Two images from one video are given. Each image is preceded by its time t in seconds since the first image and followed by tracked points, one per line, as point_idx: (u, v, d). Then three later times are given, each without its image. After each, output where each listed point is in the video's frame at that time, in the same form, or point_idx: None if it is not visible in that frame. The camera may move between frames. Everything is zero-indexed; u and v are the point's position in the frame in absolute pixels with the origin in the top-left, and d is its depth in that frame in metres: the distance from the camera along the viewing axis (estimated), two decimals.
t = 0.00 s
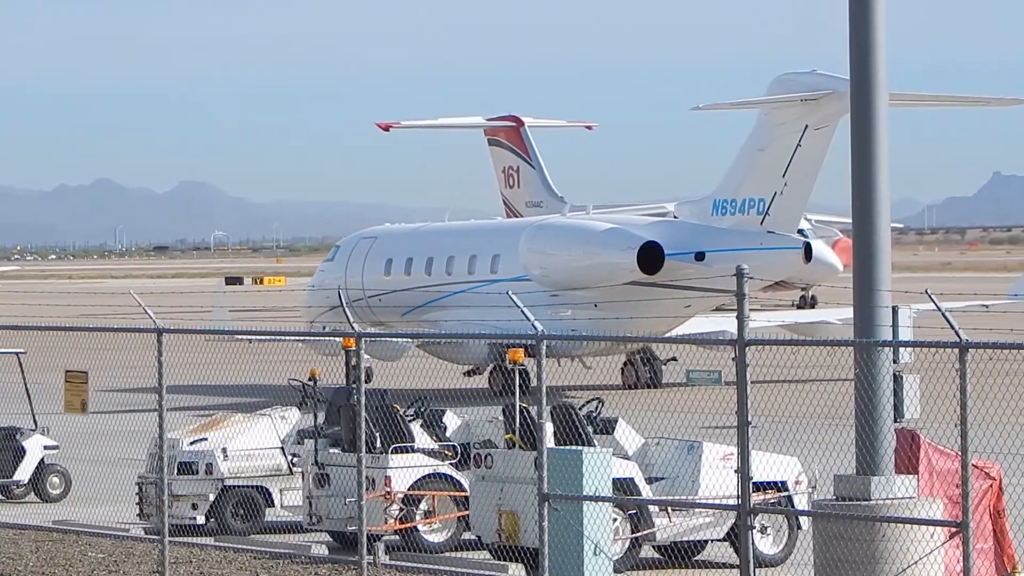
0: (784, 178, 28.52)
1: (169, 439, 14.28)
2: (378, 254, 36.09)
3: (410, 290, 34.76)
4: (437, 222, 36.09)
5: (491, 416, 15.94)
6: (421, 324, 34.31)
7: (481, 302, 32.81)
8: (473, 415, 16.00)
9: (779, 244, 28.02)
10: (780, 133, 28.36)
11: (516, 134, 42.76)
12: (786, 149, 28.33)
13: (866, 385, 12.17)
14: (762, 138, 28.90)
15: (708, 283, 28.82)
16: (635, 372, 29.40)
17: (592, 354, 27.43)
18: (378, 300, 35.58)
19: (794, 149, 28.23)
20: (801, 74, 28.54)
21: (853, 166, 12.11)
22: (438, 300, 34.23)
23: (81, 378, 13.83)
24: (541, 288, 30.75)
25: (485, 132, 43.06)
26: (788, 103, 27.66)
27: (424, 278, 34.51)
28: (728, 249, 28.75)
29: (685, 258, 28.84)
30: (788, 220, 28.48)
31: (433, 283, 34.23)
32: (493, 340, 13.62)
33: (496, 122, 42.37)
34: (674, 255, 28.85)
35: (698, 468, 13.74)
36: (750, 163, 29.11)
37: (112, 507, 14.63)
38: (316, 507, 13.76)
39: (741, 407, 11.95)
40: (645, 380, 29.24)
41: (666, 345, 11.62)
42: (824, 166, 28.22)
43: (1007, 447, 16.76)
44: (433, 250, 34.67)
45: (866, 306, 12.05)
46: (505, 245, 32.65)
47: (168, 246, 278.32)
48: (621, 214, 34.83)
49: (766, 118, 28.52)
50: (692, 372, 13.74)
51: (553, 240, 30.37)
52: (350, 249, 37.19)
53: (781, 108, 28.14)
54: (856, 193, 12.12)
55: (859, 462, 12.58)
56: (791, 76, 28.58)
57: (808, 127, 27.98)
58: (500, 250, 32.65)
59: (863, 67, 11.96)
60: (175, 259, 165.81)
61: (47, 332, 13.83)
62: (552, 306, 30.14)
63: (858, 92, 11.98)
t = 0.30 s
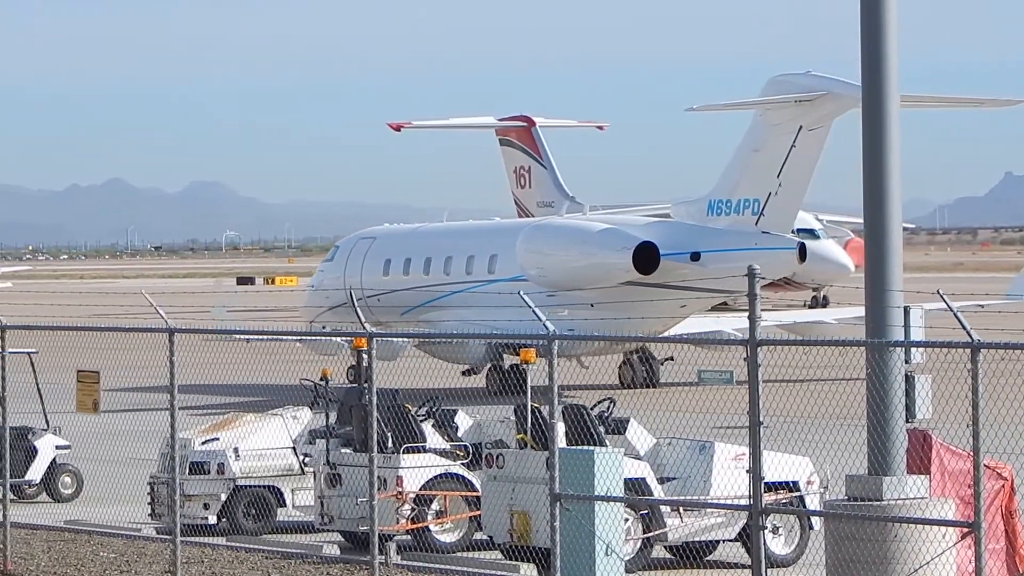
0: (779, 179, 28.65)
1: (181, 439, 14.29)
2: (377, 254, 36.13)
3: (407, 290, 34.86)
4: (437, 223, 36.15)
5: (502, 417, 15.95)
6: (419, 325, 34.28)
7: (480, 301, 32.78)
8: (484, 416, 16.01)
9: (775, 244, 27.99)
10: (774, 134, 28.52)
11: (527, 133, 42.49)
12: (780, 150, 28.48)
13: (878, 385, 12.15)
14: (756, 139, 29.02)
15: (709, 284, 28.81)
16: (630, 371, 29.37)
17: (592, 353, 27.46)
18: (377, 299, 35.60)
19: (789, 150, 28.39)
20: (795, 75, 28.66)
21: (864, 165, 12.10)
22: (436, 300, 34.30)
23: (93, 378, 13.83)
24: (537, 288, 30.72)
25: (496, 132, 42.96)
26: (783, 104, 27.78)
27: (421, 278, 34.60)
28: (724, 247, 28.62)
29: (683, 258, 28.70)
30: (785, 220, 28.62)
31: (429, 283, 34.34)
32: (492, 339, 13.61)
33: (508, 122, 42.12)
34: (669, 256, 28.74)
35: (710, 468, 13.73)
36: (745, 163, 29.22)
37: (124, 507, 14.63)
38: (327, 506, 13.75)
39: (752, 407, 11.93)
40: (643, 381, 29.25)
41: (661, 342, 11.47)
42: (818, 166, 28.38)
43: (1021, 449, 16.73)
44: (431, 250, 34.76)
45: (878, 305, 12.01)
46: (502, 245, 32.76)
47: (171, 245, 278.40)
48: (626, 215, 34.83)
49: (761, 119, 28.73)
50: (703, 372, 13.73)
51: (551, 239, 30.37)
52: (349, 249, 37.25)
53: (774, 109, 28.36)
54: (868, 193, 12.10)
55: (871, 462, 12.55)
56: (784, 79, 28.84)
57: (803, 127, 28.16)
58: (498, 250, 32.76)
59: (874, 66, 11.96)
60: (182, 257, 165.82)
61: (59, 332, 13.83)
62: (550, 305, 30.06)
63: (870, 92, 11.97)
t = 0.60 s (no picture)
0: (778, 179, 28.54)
1: (198, 439, 14.32)
2: (382, 254, 36.12)
3: (409, 290, 34.91)
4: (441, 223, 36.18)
5: (517, 416, 15.96)
6: (422, 324, 34.26)
7: (484, 301, 32.82)
8: (499, 415, 16.02)
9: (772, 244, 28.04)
10: (774, 135, 28.36)
11: (543, 133, 42.44)
12: (779, 150, 28.32)
13: (894, 384, 12.12)
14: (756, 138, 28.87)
15: (714, 284, 28.87)
16: (633, 371, 29.34)
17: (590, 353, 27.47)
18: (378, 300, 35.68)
19: (788, 150, 28.22)
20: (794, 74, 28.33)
21: (880, 161, 12.06)
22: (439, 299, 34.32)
23: (110, 378, 13.83)
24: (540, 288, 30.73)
25: (512, 132, 42.91)
26: (781, 105, 27.57)
27: (422, 278, 34.67)
28: (723, 247, 28.73)
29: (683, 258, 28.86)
30: (785, 220, 28.58)
31: (430, 283, 34.40)
32: (498, 339, 13.60)
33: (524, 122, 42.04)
34: (670, 255, 28.89)
35: (726, 468, 13.73)
36: (745, 163, 29.07)
37: (140, 507, 14.66)
38: (344, 506, 13.74)
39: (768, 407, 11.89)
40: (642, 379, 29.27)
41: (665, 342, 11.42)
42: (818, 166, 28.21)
43: None
44: (432, 250, 34.82)
45: (896, 302, 11.98)
46: (504, 245, 32.85)
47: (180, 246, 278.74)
48: (637, 214, 34.80)
49: (760, 120, 28.54)
50: (719, 372, 13.71)
51: (553, 238, 30.37)
52: (354, 250, 37.23)
53: (774, 110, 28.16)
54: (884, 189, 12.07)
55: (887, 462, 12.50)
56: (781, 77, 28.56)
57: (802, 127, 27.95)
58: (500, 250, 32.85)
59: (891, 63, 11.92)
60: (198, 257, 165.96)
61: (75, 331, 13.82)
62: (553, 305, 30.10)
63: (886, 88, 11.94)
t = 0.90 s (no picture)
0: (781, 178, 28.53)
1: (215, 439, 14.33)
2: (389, 254, 36.11)
3: (416, 291, 34.93)
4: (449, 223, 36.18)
5: (536, 417, 15.95)
6: (430, 324, 34.26)
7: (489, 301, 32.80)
8: (518, 416, 16.01)
9: (774, 245, 28.18)
10: (777, 135, 28.36)
11: (562, 134, 42.40)
12: (782, 151, 28.33)
13: (913, 383, 12.04)
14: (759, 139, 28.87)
15: (722, 283, 28.87)
16: (637, 370, 29.32)
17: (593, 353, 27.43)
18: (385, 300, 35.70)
19: (791, 150, 28.23)
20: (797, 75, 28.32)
21: (899, 160, 12.03)
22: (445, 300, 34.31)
23: (128, 378, 13.85)
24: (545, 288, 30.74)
25: (531, 132, 42.92)
26: (783, 106, 27.52)
27: (428, 279, 34.68)
28: (726, 247, 28.76)
29: (687, 258, 28.91)
30: (787, 220, 28.54)
31: (436, 284, 34.42)
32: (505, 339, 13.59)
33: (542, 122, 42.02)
34: (674, 255, 28.91)
35: (744, 468, 13.72)
36: (748, 163, 29.06)
37: (158, 508, 14.68)
38: (362, 506, 13.75)
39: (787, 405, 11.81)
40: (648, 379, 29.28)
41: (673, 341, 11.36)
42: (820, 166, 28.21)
43: None
44: (439, 250, 34.84)
45: (914, 302, 11.94)
46: (510, 245, 32.85)
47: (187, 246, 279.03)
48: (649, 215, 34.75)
49: (764, 120, 28.55)
50: (737, 373, 13.69)
51: (556, 238, 30.34)
52: (360, 250, 37.22)
53: (777, 110, 28.16)
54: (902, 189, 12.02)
55: (905, 462, 12.43)
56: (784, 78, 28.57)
57: (805, 128, 27.95)
58: (505, 250, 32.86)
59: (909, 62, 11.90)
60: (216, 258, 166.43)
61: (94, 332, 13.83)
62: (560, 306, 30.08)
63: (905, 87, 11.92)
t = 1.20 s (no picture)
0: (784, 180, 28.57)
1: (234, 440, 14.37)
2: (397, 254, 36.08)
3: (424, 291, 34.94)
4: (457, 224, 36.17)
5: (554, 418, 15.96)
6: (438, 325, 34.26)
7: (497, 302, 32.80)
8: (535, 417, 16.02)
9: (777, 245, 28.23)
10: (780, 137, 28.39)
11: (580, 133, 42.52)
12: (786, 152, 28.35)
13: (931, 385, 11.94)
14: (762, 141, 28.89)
15: (728, 284, 28.80)
16: (644, 371, 29.29)
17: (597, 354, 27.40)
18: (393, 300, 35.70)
19: (794, 152, 28.26)
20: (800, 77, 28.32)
21: (918, 162, 11.99)
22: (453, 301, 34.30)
23: (146, 378, 13.86)
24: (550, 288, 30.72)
25: (549, 132, 43.06)
26: (786, 108, 27.53)
27: (436, 279, 34.69)
28: (729, 247, 28.75)
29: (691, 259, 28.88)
30: (789, 222, 28.57)
31: (443, 284, 34.43)
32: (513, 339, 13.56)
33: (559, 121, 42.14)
34: (678, 257, 28.88)
35: (763, 470, 13.71)
36: (752, 165, 29.08)
37: (176, 508, 14.70)
38: (380, 507, 13.76)
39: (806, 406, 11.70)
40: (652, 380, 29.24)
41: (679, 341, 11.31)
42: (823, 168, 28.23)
43: None
44: (446, 250, 34.84)
45: (932, 305, 11.89)
46: (517, 246, 32.86)
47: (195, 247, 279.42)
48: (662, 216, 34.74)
49: (767, 122, 28.56)
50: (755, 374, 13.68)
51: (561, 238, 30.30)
52: (368, 251, 37.20)
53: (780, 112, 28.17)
54: (921, 191, 11.97)
55: (923, 463, 12.34)
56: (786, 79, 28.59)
57: (807, 130, 27.97)
58: (512, 250, 32.87)
59: (928, 63, 11.86)
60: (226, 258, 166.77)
61: (112, 332, 13.83)
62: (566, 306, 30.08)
63: (924, 89, 11.88)
